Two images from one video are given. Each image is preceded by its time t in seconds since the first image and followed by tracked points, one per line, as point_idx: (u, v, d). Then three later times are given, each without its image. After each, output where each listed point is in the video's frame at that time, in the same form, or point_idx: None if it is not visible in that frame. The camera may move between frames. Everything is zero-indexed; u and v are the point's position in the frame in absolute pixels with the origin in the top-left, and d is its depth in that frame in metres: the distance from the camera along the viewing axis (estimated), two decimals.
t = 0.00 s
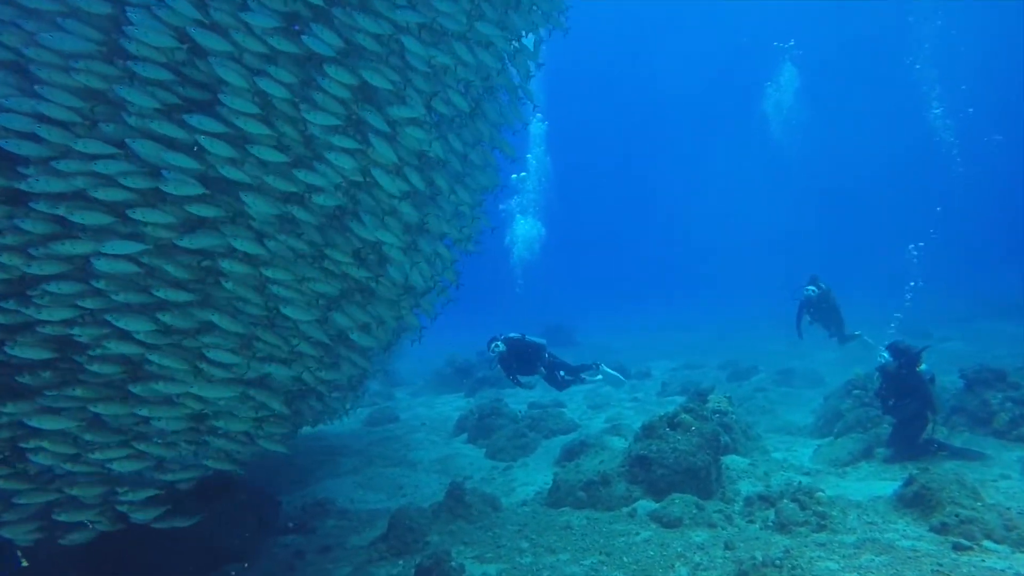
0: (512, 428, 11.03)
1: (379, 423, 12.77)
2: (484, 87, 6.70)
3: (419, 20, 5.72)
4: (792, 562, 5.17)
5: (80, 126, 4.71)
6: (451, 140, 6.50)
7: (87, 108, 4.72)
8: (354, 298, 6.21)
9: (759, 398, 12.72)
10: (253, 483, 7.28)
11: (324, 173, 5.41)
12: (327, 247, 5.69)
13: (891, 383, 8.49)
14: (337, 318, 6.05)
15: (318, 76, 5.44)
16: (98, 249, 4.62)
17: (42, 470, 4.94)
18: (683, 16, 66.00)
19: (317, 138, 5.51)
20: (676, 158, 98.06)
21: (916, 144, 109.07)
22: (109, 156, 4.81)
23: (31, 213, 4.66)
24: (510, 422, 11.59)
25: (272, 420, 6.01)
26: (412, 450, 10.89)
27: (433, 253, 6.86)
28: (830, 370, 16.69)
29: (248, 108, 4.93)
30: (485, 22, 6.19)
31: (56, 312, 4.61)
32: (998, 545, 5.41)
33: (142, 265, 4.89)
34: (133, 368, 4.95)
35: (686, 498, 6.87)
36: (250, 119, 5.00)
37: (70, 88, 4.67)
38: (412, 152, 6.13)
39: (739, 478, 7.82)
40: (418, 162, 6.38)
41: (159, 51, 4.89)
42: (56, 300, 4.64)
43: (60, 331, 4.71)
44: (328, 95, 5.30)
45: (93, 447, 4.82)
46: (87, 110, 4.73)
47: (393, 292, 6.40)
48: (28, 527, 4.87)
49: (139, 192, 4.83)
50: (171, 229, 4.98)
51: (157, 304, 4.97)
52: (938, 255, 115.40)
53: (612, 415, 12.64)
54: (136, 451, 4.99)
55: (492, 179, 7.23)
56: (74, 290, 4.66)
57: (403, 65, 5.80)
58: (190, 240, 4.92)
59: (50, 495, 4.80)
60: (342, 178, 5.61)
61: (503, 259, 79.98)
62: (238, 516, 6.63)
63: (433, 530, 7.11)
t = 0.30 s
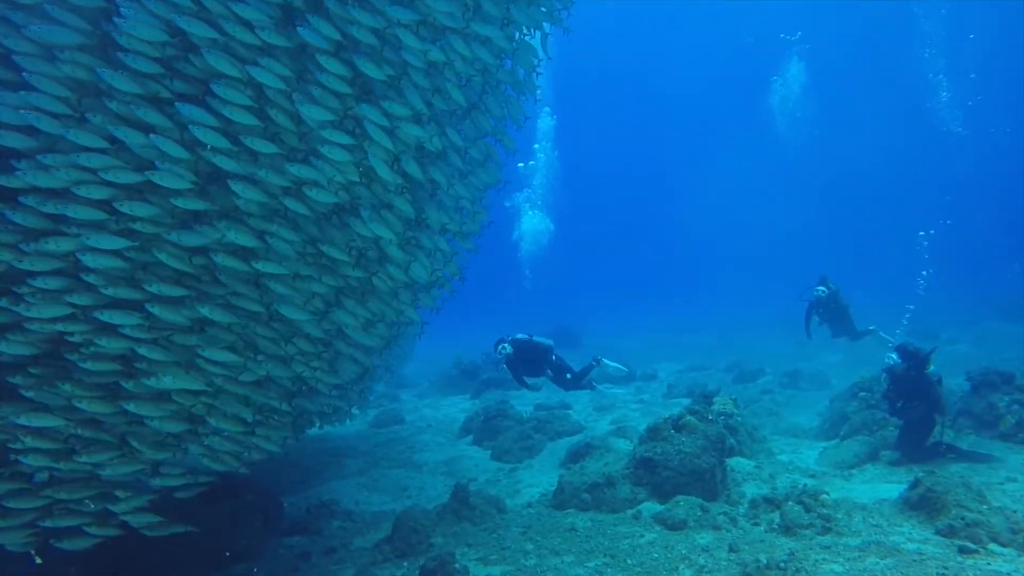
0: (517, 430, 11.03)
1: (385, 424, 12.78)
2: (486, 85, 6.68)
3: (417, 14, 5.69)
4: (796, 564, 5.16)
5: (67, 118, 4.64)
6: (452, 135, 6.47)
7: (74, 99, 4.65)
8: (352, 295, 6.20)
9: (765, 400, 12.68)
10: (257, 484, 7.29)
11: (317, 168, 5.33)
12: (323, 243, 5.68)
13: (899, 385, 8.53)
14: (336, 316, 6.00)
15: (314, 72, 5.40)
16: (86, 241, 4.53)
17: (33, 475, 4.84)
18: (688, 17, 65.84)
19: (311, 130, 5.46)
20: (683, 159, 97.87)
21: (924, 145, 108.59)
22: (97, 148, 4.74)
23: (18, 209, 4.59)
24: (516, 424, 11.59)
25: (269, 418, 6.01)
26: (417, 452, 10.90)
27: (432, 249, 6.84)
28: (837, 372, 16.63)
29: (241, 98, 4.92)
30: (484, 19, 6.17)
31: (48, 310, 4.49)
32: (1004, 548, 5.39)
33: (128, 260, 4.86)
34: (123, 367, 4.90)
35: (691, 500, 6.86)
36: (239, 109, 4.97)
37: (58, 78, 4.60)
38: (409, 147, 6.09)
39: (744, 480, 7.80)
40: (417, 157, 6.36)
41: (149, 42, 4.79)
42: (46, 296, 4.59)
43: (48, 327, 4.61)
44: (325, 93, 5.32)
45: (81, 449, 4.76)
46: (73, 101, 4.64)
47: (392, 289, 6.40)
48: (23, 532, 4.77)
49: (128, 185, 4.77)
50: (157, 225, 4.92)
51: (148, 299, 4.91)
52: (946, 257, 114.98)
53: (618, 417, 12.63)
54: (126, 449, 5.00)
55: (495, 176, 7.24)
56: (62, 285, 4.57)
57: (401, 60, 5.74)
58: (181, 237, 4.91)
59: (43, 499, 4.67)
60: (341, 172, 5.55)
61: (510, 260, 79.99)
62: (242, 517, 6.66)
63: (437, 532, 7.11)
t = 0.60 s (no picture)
0: (522, 430, 11.03)
1: (391, 425, 12.80)
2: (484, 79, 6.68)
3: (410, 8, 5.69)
4: (800, 565, 5.15)
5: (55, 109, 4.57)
6: (451, 129, 6.44)
7: (64, 91, 4.58)
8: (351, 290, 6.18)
9: (770, 401, 12.65)
10: (262, 484, 7.34)
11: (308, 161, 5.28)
12: (319, 237, 5.69)
13: (907, 385, 8.38)
14: (334, 312, 6.02)
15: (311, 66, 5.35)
16: (70, 232, 4.47)
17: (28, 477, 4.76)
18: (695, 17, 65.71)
19: (305, 122, 5.40)
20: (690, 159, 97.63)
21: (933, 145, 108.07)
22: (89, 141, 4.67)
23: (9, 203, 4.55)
24: (521, 425, 11.59)
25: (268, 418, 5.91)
26: (422, 452, 10.90)
27: (430, 244, 6.87)
28: (844, 373, 16.58)
29: (231, 88, 4.85)
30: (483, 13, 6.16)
31: (37, 307, 4.44)
32: (1010, 550, 5.36)
33: (119, 253, 4.78)
34: (115, 362, 4.81)
35: (695, 501, 6.85)
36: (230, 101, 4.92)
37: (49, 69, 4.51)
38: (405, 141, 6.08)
39: (748, 481, 7.78)
40: (415, 151, 6.31)
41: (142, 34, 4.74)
42: (36, 292, 4.52)
43: (38, 324, 4.50)
44: (322, 87, 5.28)
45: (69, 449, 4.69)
46: (62, 91, 4.58)
47: (390, 285, 6.43)
48: (16, 540, 4.64)
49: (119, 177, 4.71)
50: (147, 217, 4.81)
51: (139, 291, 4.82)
52: (954, 258, 114.54)
53: (623, 418, 12.63)
54: (119, 447, 4.93)
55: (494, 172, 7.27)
56: (50, 279, 4.52)
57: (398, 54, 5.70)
58: (167, 228, 4.87)
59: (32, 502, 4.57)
60: (335, 166, 5.52)
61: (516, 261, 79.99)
62: (248, 517, 6.71)
63: (441, 532, 7.12)
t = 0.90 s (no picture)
0: (527, 428, 11.02)
1: (396, 422, 12.83)
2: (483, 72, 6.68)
3: None
4: (802, 563, 5.13)
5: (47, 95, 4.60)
6: (451, 120, 6.44)
7: (54, 78, 4.62)
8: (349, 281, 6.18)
9: (775, 399, 12.59)
10: (267, 482, 7.38)
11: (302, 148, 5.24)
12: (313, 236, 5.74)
13: (916, 385, 8.33)
14: (334, 304, 6.05)
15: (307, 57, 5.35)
16: (57, 221, 4.41)
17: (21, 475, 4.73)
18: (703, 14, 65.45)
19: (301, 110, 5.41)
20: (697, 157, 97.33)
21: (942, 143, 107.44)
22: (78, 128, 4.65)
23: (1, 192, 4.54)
24: (526, 422, 11.59)
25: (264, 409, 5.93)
26: (427, 450, 10.92)
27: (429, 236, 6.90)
28: (851, 371, 16.49)
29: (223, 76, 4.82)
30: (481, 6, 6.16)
31: (27, 301, 4.42)
32: (1015, 549, 5.33)
33: (109, 242, 4.72)
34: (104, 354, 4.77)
35: (698, 498, 6.85)
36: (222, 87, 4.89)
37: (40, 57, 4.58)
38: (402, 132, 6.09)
39: (752, 479, 7.77)
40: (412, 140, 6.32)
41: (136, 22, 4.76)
42: (25, 283, 4.50)
43: (26, 316, 4.48)
44: (317, 75, 5.28)
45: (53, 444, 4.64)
46: (51, 78, 4.62)
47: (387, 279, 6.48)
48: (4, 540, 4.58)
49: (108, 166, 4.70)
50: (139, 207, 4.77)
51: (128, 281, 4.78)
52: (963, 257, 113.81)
53: (628, 416, 12.61)
54: (109, 443, 4.88)
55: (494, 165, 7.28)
56: (38, 270, 4.47)
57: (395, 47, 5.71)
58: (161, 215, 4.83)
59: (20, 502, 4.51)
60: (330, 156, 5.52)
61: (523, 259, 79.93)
62: (253, 514, 6.74)
63: (445, 529, 7.12)
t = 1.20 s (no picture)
0: (532, 429, 11.03)
1: (402, 424, 12.85)
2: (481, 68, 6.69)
3: None
4: (805, 564, 5.12)
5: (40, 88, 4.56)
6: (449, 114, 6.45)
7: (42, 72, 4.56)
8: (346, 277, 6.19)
9: (781, 400, 12.55)
10: (271, 485, 7.41)
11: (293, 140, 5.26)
12: (308, 231, 5.77)
13: (923, 384, 8.35)
14: (333, 298, 6.12)
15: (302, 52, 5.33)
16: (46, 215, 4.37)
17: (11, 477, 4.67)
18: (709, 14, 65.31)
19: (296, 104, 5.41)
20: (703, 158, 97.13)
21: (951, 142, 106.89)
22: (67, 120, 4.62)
23: None
24: (531, 424, 11.61)
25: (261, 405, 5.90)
26: (432, 451, 10.94)
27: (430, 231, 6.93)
28: (858, 372, 16.43)
29: (210, 69, 4.80)
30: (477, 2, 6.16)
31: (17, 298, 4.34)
32: (1019, 549, 5.30)
33: (97, 237, 4.69)
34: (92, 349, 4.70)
35: (702, 499, 6.84)
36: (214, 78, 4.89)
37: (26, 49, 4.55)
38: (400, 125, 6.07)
39: (756, 480, 7.76)
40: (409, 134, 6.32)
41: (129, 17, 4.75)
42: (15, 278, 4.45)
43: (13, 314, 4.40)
44: (312, 69, 5.27)
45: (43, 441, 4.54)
46: (40, 71, 4.57)
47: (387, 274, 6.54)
48: None
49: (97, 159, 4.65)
50: (131, 202, 4.74)
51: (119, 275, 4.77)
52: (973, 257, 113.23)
53: (633, 417, 12.59)
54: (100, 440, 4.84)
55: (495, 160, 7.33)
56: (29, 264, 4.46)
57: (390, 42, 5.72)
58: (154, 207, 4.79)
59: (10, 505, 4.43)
60: (324, 150, 5.53)
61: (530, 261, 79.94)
62: (256, 515, 6.76)
63: (449, 530, 7.14)
